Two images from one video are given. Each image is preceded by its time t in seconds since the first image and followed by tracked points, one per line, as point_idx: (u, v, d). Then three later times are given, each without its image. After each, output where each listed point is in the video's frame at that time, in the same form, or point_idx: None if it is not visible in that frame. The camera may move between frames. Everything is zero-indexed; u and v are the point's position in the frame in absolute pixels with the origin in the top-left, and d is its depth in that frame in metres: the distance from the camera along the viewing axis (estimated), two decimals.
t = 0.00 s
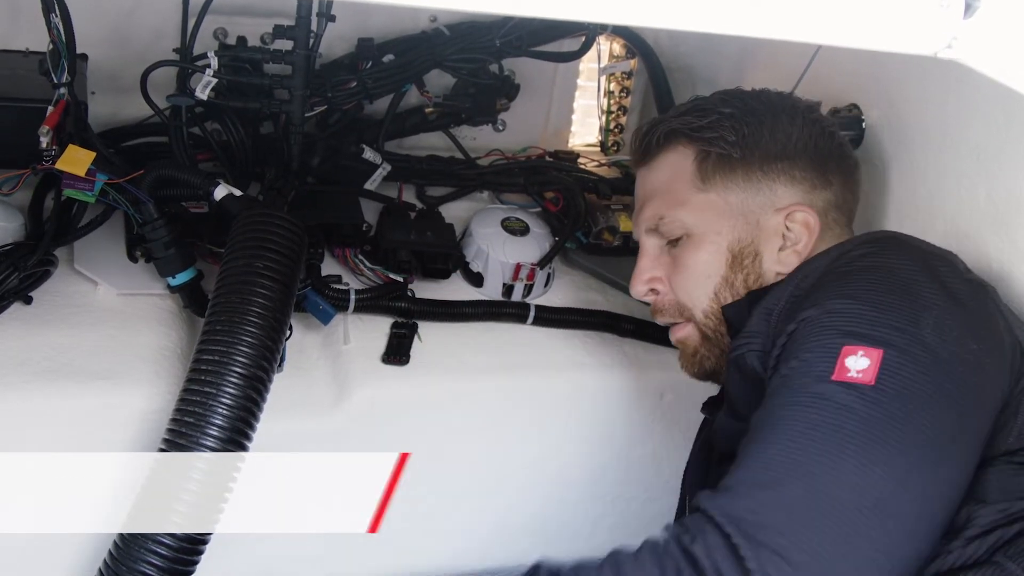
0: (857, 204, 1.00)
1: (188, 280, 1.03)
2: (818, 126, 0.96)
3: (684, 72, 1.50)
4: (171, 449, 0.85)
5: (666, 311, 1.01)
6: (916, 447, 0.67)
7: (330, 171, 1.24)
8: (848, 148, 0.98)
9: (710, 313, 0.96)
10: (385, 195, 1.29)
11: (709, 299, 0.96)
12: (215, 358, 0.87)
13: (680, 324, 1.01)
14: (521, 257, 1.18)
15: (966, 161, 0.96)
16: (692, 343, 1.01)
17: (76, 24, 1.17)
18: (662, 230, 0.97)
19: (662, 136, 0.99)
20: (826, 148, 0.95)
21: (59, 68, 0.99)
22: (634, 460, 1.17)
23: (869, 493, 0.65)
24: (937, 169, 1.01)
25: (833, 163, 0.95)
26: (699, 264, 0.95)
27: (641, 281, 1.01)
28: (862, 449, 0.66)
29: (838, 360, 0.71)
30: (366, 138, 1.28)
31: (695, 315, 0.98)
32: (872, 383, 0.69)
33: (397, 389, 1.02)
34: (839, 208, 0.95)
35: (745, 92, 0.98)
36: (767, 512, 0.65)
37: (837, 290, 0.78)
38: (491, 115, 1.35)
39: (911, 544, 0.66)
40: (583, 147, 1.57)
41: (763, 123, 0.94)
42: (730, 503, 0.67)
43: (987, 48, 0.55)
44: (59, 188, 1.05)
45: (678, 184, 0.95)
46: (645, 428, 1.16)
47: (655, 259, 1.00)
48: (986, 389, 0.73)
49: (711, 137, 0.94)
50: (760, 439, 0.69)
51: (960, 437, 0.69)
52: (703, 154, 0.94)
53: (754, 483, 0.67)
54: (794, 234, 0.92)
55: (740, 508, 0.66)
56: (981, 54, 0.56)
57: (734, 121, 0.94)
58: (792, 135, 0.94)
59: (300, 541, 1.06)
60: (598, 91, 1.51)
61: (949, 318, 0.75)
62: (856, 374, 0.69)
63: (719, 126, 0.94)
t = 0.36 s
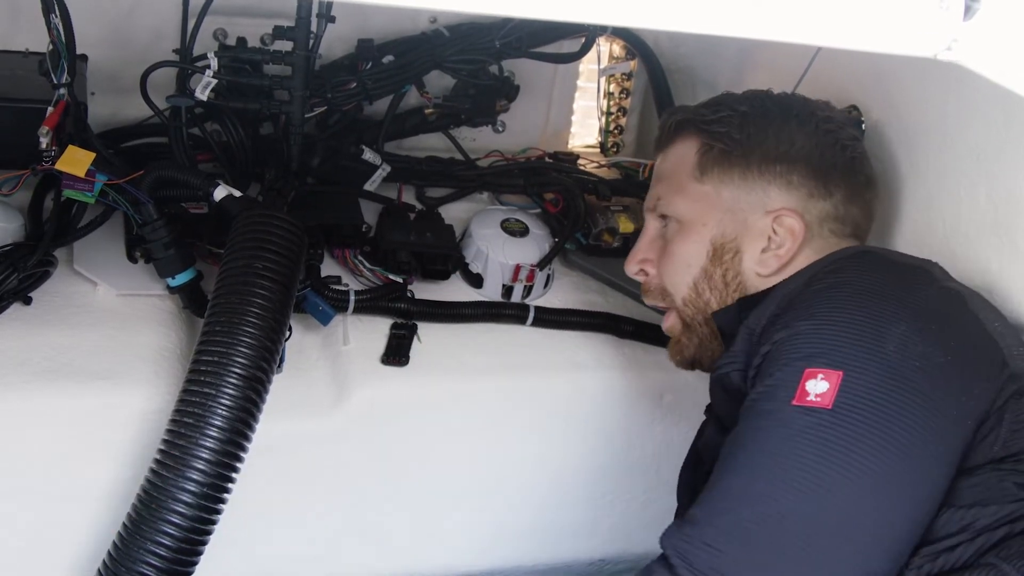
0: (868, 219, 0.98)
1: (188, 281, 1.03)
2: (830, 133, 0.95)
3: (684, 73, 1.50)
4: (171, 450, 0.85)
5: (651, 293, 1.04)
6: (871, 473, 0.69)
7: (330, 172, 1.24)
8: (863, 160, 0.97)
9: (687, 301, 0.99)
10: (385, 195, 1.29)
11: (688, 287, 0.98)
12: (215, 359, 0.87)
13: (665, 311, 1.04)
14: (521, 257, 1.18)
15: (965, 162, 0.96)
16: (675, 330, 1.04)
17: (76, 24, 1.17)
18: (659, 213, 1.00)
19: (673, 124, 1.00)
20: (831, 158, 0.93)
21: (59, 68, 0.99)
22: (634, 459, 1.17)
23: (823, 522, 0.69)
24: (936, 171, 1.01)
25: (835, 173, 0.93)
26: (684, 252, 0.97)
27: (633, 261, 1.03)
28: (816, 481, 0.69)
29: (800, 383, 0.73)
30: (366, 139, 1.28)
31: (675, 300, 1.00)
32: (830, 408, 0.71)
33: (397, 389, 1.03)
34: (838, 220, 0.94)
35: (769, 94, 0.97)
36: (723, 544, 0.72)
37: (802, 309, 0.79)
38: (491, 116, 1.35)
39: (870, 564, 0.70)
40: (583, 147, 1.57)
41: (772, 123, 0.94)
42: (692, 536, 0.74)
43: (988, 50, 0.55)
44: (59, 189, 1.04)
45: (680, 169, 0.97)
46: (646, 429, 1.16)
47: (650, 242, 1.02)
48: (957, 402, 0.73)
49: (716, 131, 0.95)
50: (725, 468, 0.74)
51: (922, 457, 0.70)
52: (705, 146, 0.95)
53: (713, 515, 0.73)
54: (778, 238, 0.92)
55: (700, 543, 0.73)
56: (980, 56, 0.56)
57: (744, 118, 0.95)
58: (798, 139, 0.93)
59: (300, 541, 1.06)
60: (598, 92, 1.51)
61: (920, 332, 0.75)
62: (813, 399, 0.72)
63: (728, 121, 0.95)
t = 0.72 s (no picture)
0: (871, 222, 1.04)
1: (188, 280, 1.03)
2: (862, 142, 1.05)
3: (685, 74, 1.51)
4: (171, 449, 0.85)
5: (701, 271, 0.98)
6: (806, 429, 0.71)
7: (331, 171, 1.24)
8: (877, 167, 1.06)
9: (756, 278, 0.95)
10: (386, 195, 1.29)
11: (759, 264, 0.94)
12: (215, 358, 0.87)
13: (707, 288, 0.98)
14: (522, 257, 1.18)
15: (967, 163, 0.96)
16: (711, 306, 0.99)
17: (77, 24, 1.17)
18: (724, 186, 0.97)
19: (743, 102, 1.01)
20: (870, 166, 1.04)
21: (60, 67, 0.99)
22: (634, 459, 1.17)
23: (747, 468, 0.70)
24: (937, 171, 1.01)
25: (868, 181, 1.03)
26: (755, 230, 0.94)
27: (689, 234, 0.97)
28: (747, 422, 0.71)
29: (757, 340, 0.76)
30: (367, 139, 1.29)
31: (739, 280, 0.95)
32: (777, 365, 0.73)
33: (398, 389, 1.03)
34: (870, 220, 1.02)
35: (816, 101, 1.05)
36: (643, 462, 0.72)
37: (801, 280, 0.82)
38: (492, 116, 1.35)
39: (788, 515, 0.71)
40: (584, 148, 1.57)
41: (836, 122, 1.01)
42: (617, 451, 0.74)
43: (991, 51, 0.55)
44: (60, 188, 1.05)
45: (753, 149, 0.98)
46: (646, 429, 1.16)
47: (706, 217, 0.98)
48: (922, 388, 0.75)
49: (792, 116, 0.99)
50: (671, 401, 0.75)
51: (871, 424, 0.72)
52: (786, 129, 0.98)
53: (643, 435, 0.73)
54: (845, 230, 0.97)
55: (621, 459, 0.73)
56: (981, 57, 0.56)
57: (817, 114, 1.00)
58: (856, 144, 1.02)
59: (300, 541, 1.06)
60: (599, 92, 1.51)
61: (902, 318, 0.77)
62: (767, 355, 0.74)
63: (802, 114, 1.00)
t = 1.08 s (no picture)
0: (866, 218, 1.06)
1: (189, 280, 1.03)
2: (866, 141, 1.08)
3: (686, 74, 1.51)
4: (172, 449, 0.85)
5: (719, 270, 0.97)
6: (757, 385, 0.73)
7: (332, 171, 1.24)
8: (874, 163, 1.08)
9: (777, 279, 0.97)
10: (387, 195, 1.29)
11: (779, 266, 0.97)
12: (216, 358, 0.87)
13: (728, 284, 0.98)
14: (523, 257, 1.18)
15: (968, 162, 0.96)
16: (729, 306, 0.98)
17: (77, 24, 1.18)
18: (747, 186, 0.98)
19: (761, 100, 1.02)
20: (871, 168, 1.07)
21: (60, 67, 0.99)
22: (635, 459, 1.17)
23: (695, 421, 0.73)
24: (938, 171, 1.01)
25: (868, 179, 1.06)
26: (778, 228, 0.96)
27: (710, 233, 0.97)
28: (702, 371, 0.74)
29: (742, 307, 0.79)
30: (368, 139, 1.29)
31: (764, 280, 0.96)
32: (748, 325, 0.76)
33: (399, 389, 1.03)
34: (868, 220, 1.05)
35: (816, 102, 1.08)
36: (606, 400, 0.78)
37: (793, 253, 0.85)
38: (493, 116, 1.35)
39: (732, 468, 0.72)
40: (585, 148, 1.57)
41: (845, 123, 1.04)
42: (591, 389, 0.80)
43: (993, 52, 0.55)
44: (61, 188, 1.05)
45: (773, 148, 0.99)
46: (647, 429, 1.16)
47: (725, 216, 0.98)
48: (903, 372, 0.73)
49: (809, 116, 1.01)
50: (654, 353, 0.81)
51: (834, 392, 0.72)
52: (803, 129, 1.00)
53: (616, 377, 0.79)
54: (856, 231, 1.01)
55: (591, 396, 0.79)
56: (982, 56, 0.56)
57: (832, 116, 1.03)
58: (862, 147, 1.05)
59: (300, 541, 1.06)
60: (600, 92, 1.51)
61: (887, 303, 0.76)
62: (743, 317, 0.78)
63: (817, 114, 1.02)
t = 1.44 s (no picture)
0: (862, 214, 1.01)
1: (190, 280, 1.03)
2: (827, 128, 0.98)
3: (686, 74, 1.51)
4: (172, 449, 0.85)
5: (666, 305, 1.01)
6: (829, 429, 0.69)
7: (332, 171, 1.24)
8: (855, 152, 1.00)
9: (710, 309, 0.96)
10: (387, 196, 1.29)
11: (710, 295, 0.95)
12: (216, 358, 0.87)
13: (678, 320, 1.01)
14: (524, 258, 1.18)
15: (968, 163, 0.96)
16: (691, 338, 1.00)
17: (78, 24, 1.18)
18: (666, 224, 0.98)
19: (675, 131, 0.99)
20: (834, 154, 0.96)
21: (61, 68, 0.99)
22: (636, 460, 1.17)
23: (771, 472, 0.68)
24: (938, 172, 1.01)
25: (841, 170, 0.96)
26: (699, 260, 0.94)
27: (643, 275, 1.01)
28: (776, 425, 0.69)
29: (774, 344, 0.74)
30: (368, 139, 1.29)
31: (695, 311, 0.97)
32: (798, 367, 0.72)
33: (399, 389, 1.03)
34: (844, 213, 0.96)
35: (758, 95, 0.99)
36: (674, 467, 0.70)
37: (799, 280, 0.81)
38: (493, 116, 1.35)
39: (814, 519, 0.69)
40: (585, 148, 1.57)
41: (774, 125, 0.95)
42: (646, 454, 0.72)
43: (994, 52, 0.55)
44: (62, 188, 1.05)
45: (686, 178, 0.96)
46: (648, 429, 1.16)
47: (659, 254, 1.00)
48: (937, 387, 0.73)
49: (720, 135, 0.95)
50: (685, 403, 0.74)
51: (891, 424, 0.71)
52: (712, 150, 0.95)
53: (667, 436, 0.72)
54: (797, 236, 0.93)
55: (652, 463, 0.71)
56: (982, 57, 0.56)
57: (744, 121, 0.95)
58: (802, 139, 0.95)
59: (301, 542, 1.06)
60: (600, 92, 1.51)
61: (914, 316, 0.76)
62: (788, 357, 0.73)
63: (730, 125, 0.95)
